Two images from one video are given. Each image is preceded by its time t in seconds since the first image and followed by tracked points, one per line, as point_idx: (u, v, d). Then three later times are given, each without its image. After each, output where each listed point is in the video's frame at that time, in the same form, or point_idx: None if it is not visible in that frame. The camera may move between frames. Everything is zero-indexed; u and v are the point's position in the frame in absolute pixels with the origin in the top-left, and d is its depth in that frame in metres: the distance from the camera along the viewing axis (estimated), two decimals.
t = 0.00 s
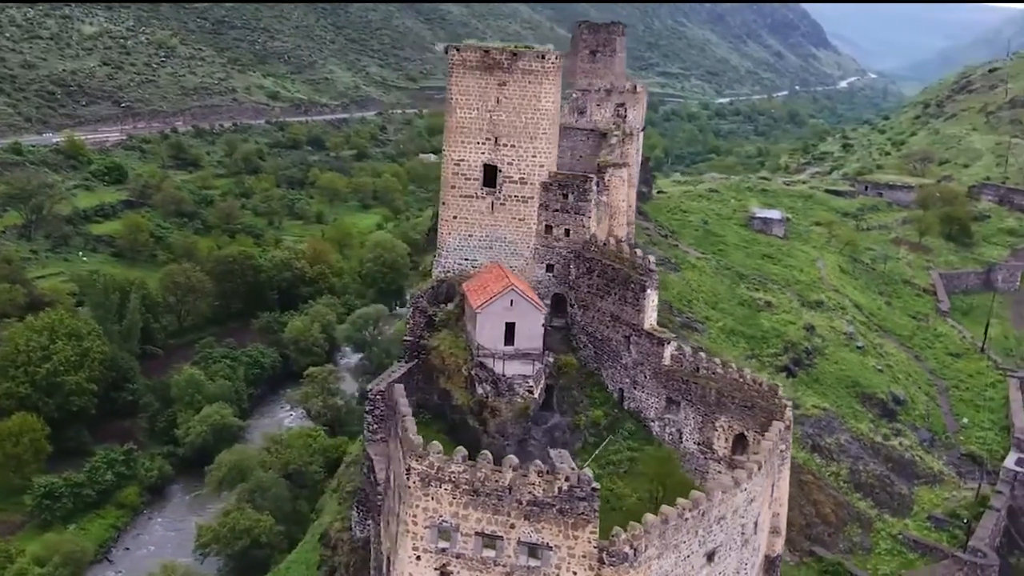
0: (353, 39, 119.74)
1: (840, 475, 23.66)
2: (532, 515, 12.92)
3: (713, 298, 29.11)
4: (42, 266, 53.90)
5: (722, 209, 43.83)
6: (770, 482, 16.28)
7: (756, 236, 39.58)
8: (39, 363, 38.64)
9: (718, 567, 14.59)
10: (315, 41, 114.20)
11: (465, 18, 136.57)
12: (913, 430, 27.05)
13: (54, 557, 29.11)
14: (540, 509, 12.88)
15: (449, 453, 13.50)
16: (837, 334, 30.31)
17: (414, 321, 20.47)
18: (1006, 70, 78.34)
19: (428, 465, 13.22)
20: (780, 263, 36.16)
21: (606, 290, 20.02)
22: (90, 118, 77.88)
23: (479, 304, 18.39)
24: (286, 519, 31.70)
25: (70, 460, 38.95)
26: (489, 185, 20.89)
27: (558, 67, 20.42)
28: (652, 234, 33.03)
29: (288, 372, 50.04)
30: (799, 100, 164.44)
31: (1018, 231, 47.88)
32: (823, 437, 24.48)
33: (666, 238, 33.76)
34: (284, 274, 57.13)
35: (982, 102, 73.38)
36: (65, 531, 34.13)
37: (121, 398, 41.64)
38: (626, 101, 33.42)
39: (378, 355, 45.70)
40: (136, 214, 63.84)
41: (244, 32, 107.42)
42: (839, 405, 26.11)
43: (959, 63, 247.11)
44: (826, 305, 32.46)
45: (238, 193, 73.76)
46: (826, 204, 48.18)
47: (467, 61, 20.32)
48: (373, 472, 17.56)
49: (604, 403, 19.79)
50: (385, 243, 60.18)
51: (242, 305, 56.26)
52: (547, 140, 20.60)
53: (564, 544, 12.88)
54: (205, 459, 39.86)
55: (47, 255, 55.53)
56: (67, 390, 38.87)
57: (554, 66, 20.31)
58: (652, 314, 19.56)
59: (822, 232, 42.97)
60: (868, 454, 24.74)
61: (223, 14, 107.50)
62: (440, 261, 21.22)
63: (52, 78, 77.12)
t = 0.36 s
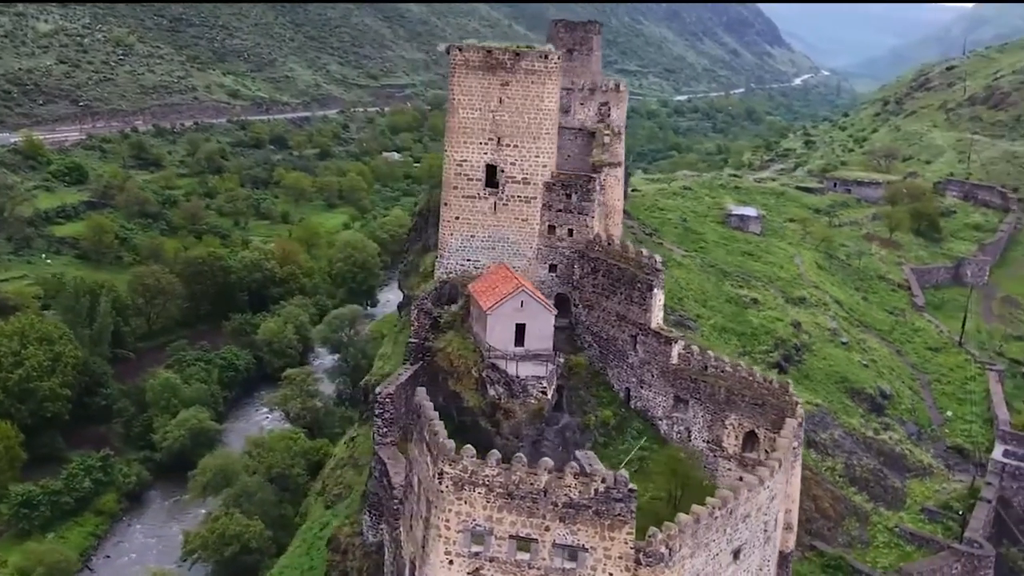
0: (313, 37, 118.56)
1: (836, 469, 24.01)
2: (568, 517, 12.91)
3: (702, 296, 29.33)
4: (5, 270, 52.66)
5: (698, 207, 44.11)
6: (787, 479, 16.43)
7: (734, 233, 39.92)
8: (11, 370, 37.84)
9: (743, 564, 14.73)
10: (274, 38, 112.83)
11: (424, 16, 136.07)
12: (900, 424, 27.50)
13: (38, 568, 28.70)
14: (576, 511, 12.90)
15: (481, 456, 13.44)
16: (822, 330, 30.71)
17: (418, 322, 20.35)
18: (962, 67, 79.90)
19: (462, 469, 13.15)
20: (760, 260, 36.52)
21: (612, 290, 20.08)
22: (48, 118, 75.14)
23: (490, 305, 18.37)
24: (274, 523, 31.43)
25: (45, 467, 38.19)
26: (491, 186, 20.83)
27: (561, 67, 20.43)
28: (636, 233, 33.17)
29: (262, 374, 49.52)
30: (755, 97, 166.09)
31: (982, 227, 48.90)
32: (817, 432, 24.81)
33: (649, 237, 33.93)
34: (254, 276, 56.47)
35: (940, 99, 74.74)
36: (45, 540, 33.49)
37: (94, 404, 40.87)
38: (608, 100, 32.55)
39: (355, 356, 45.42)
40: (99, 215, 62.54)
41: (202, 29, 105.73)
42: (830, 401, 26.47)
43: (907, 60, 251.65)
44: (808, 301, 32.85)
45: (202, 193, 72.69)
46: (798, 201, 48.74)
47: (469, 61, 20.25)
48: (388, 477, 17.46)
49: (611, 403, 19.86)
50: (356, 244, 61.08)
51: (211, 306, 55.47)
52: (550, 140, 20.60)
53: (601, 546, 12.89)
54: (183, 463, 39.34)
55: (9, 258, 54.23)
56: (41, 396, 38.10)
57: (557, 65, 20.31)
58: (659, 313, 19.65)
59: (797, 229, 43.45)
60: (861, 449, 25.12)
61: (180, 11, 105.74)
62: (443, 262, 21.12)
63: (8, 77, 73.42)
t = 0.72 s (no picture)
0: (273, 34, 117.30)
1: (828, 464, 24.27)
2: (599, 517, 12.93)
3: (688, 293, 29.50)
4: None
5: (674, 204, 44.33)
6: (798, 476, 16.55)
7: (712, 231, 40.16)
8: None
9: (763, 559, 14.86)
10: (233, 35, 111.25)
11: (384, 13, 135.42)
12: (886, 417, 27.89)
13: None
14: (606, 512, 12.90)
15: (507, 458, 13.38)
16: (806, 326, 31.05)
17: (420, 323, 20.31)
18: (921, 65, 81.18)
19: (490, 472, 13.11)
20: (740, 256, 36.81)
21: (614, 289, 20.14)
22: (6, 116, 73.80)
23: (498, 306, 18.32)
24: (259, 527, 31.08)
25: (18, 473, 37.39)
26: (491, 186, 20.79)
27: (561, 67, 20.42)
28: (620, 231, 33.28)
29: (236, 376, 48.97)
30: (714, 94, 167.30)
31: (949, 222, 49.75)
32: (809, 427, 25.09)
33: (632, 235, 34.08)
34: (223, 276, 55.74)
35: (902, 96, 75.89)
36: (22, 549, 32.79)
37: (66, 409, 40.14)
38: (591, 98, 32.58)
39: (332, 356, 45.10)
40: (62, 215, 61.28)
41: (161, 27, 103.96)
42: (818, 396, 26.78)
43: (860, 57, 255.50)
44: (790, 297, 33.20)
45: (166, 193, 71.63)
46: (770, 198, 49.23)
47: (469, 61, 20.18)
48: (399, 479, 17.39)
49: (615, 401, 19.93)
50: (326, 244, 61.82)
51: (181, 307, 54.65)
52: (550, 140, 20.59)
53: (632, 545, 12.93)
54: (159, 467, 38.73)
55: None
56: (13, 401, 37.26)
57: (557, 66, 20.30)
58: (662, 312, 19.73)
59: (772, 225, 43.84)
60: (851, 443, 25.45)
61: (138, 8, 103.99)
62: (443, 263, 21.07)
63: None
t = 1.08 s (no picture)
0: (228, 31, 115.67)
1: (821, 458, 24.59)
2: (633, 518, 12.97)
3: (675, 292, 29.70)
4: None
5: (649, 201, 44.58)
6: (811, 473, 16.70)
7: (688, 228, 40.44)
8: None
9: (785, 555, 15.01)
10: (188, 33, 109.50)
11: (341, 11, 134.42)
12: (870, 411, 28.31)
13: None
14: (640, 512, 12.95)
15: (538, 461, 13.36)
16: (789, 322, 31.40)
17: (424, 325, 20.20)
18: (878, 63, 82.50)
19: (523, 475, 13.09)
20: (719, 254, 37.13)
21: (618, 288, 20.19)
22: None
23: (507, 307, 18.28)
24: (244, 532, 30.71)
25: None
26: (492, 186, 20.74)
27: (561, 68, 20.43)
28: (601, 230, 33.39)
29: (207, 380, 48.23)
30: (670, 91, 168.45)
31: (914, 218, 50.65)
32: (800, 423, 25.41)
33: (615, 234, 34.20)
34: (189, 278, 54.91)
35: (860, 93, 77.12)
36: None
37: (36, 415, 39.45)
38: (572, 98, 32.69)
39: (306, 358, 44.67)
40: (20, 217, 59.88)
41: (113, 24, 101.11)
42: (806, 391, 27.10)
43: (810, 54, 259.34)
44: (769, 293, 33.57)
45: (126, 194, 70.33)
46: (740, 195, 49.72)
47: (471, 61, 20.11)
48: (413, 482, 17.26)
49: (620, 401, 20.03)
50: (295, 245, 61.26)
51: (147, 310, 53.74)
52: (552, 140, 20.57)
53: (666, 545, 12.99)
54: (133, 473, 38.08)
55: None
56: None
57: (558, 66, 20.30)
58: (667, 311, 19.79)
59: (745, 222, 44.27)
60: (841, 437, 25.80)
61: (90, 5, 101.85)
62: (444, 264, 21.01)
63: None
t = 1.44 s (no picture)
0: (181, 28, 113.80)
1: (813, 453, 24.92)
2: (666, 518, 13.03)
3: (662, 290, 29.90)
4: None
5: (622, 198, 44.79)
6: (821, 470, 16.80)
7: (664, 225, 40.71)
8: None
9: (805, 550, 15.17)
10: (141, 29, 107.26)
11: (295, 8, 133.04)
12: (855, 405, 28.70)
13: None
14: (673, 512, 13.02)
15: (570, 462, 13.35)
16: (772, 318, 31.74)
17: (428, 327, 20.16)
18: (835, 61, 83.82)
19: (556, 477, 13.08)
20: (697, 251, 37.46)
21: (620, 288, 20.26)
22: None
23: (515, 308, 18.32)
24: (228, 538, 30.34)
25: None
26: (492, 187, 20.71)
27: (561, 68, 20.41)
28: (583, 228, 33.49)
29: (176, 384, 47.48)
30: (624, 88, 169.42)
31: (879, 213, 51.52)
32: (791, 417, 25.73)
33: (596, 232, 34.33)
34: (154, 280, 53.98)
35: (819, 90, 78.30)
36: None
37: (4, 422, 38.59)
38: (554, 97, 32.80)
39: (279, 360, 44.19)
40: None
41: (64, 20, 97.26)
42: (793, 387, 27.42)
43: (760, 51, 262.71)
44: (748, 289, 33.94)
45: (84, 195, 68.86)
46: (710, 192, 50.21)
47: (471, 61, 20.03)
48: (426, 485, 17.20)
49: (624, 399, 20.11)
50: (261, 245, 60.60)
51: (111, 313, 52.73)
52: (552, 140, 20.57)
53: (698, 544, 13.07)
54: (107, 480, 37.40)
55: None
56: None
57: (558, 66, 20.29)
58: (671, 310, 19.86)
59: (717, 219, 44.67)
60: (830, 431, 26.15)
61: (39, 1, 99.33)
62: (445, 264, 20.99)
63: None
